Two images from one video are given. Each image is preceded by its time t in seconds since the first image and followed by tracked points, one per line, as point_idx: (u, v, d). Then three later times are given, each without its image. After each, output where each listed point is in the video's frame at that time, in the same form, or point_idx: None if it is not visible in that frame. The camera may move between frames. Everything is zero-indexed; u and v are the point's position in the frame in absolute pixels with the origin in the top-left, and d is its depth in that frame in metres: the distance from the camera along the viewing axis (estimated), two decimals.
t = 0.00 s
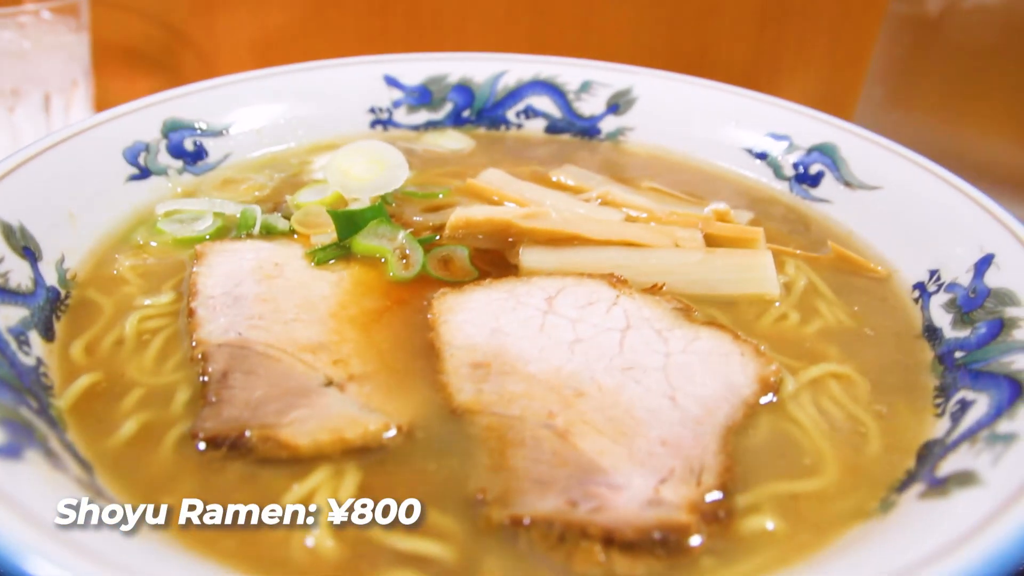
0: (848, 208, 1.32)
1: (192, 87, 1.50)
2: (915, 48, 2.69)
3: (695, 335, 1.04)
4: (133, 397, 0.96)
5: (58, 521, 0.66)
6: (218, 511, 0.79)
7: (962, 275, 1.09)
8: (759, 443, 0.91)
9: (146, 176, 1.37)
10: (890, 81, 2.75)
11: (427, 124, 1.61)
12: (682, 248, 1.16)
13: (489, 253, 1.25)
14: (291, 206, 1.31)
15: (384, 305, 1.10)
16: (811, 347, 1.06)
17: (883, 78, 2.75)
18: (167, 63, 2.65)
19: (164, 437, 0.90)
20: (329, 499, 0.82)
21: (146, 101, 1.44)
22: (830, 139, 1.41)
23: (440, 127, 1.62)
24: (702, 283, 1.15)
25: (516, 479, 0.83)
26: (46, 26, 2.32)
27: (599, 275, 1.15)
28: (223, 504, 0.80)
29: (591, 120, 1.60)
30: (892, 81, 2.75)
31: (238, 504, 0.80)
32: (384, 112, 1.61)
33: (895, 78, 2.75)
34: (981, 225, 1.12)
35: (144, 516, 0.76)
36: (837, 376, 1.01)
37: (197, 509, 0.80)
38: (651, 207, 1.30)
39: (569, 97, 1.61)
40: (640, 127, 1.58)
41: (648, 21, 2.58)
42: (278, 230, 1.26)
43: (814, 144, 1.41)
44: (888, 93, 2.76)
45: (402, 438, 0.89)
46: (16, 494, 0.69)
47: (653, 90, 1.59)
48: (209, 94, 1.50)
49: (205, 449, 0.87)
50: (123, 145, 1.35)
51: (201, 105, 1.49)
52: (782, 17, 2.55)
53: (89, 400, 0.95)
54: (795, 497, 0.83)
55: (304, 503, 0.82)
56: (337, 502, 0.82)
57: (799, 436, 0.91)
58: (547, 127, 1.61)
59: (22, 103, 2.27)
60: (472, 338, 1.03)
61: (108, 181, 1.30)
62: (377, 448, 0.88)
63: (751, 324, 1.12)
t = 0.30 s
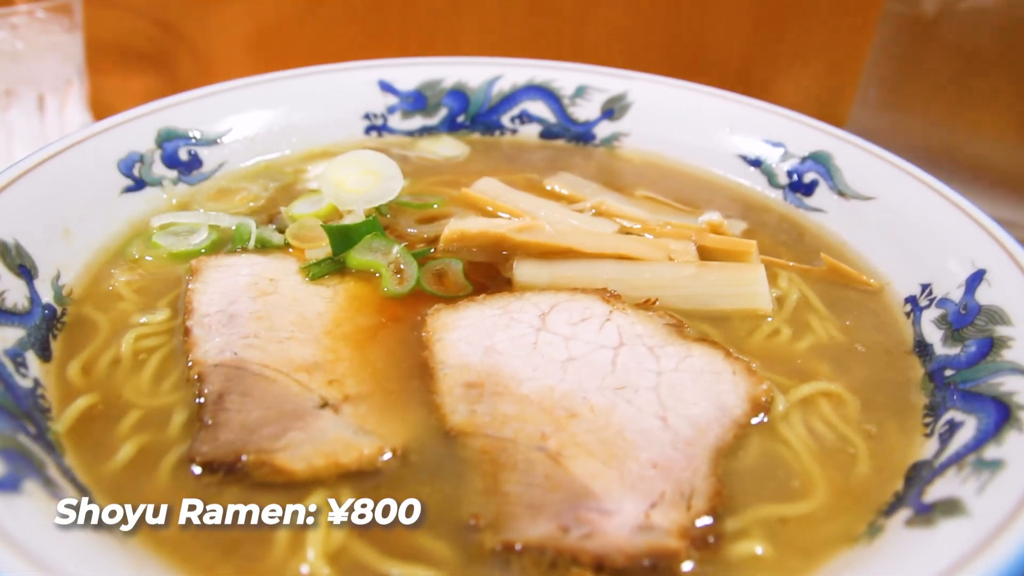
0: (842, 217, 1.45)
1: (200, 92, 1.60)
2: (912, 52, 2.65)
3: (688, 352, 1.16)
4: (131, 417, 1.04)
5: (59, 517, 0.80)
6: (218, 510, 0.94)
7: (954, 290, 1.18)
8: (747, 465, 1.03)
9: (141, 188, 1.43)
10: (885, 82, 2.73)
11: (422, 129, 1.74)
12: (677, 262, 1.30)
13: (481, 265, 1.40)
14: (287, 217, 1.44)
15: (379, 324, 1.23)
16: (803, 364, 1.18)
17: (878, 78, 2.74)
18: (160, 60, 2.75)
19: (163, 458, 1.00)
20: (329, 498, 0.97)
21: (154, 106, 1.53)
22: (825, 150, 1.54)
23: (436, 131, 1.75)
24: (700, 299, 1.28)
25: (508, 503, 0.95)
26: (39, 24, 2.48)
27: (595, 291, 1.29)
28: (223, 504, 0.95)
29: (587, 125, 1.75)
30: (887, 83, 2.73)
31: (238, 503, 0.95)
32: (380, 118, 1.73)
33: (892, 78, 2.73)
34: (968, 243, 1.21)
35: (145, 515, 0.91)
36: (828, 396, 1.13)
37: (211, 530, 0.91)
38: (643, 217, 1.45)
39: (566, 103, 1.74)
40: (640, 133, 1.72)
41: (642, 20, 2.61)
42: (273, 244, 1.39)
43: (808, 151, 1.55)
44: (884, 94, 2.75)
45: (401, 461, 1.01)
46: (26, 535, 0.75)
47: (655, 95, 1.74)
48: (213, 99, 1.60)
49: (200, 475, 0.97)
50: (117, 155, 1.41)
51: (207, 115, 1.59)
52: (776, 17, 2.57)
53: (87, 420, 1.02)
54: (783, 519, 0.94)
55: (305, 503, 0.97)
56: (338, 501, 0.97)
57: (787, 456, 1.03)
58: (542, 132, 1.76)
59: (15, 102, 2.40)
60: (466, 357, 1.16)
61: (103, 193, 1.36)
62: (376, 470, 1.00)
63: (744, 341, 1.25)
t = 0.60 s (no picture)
0: (834, 223, 1.56)
1: (206, 95, 1.75)
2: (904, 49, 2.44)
3: (683, 368, 1.25)
4: (128, 436, 1.12)
5: (58, 517, 0.90)
6: (219, 510, 1.03)
7: (945, 304, 1.25)
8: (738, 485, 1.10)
9: (135, 197, 1.54)
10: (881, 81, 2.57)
11: (415, 133, 1.88)
12: (669, 275, 1.41)
13: (477, 275, 1.50)
14: (282, 227, 1.57)
15: (374, 339, 1.32)
16: (794, 379, 1.28)
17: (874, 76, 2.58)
18: (153, 56, 2.77)
19: (161, 484, 1.07)
20: (330, 497, 1.06)
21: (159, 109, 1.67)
22: (820, 157, 1.64)
23: (429, 134, 1.88)
24: (693, 312, 1.39)
25: (501, 524, 1.00)
26: (33, 23, 2.68)
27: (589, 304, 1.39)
28: (224, 502, 1.04)
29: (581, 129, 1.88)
30: (882, 81, 2.56)
31: (239, 502, 1.04)
32: (374, 123, 1.87)
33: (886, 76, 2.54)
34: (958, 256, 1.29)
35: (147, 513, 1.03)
36: (819, 413, 1.21)
37: (211, 554, 0.97)
38: (638, 227, 1.59)
39: (561, 108, 1.87)
40: (637, 139, 1.85)
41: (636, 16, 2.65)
42: (267, 256, 1.50)
43: (806, 159, 1.64)
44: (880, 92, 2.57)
45: (395, 482, 1.07)
46: (34, 569, 0.78)
47: (655, 102, 1.86)
48: (218, 102, 1.74)
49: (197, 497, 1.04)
50: (111, 165, 1.52)
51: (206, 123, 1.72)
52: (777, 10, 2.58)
53: (86, 438, 1.10)
54: (773, 540, 1.01)
55: (305, 502, 1.05)
56: (338, 501, 1.06)
57: (776, 476, 1.11)
58: (537, 135, 1.90)
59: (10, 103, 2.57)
60: (459, 376, 1.23)
61: (98, 204, 1.47)
62: (373, 491, 1.07)
63: (736, 354, 1.35)
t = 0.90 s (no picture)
0: (828, 226, 1.77)
1: (227, 92, 2.01)
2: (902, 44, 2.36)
3: (673, 384, 1.41)
4: (126, 451, 1.28)
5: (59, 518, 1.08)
6: (218, 510, 1.19)
7: (937, 316, 1.43)
8: (727, 501, 1.26)
9: (130, 207, 1.75)
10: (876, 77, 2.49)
11: (411, 135, 2.14)
12: (663, 287, 1.59)
13: (473, 284, 1.69)
14: (277, 235, 1.75)
15: (368, 351, 1.50)
16: (786, 392, 1.45)
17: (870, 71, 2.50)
18: (146, 50, 2.86)
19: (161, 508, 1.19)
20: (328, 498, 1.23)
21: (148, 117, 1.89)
22: (815, 162, 1.85)
23: (424, 135, 2.15)
24: (688, 323, 1.57)
25: (495, 542, 1.14)
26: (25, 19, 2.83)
27: (581, 316, 1.56)
28: (223, 503, 1.21)
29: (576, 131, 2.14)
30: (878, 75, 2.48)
31: (239, 502, 1.21)
32: (368, 126, 2.13)
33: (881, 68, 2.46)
34: (949, 267, 1.46)
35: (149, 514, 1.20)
36: (810, 426, 1.37)
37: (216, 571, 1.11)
38: (631, 233, 1.80)
39: (555, 111, 2.14)
40: (633, 141, 2.10)
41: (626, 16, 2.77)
42: (261, 266, 1.70)
43: (800, 166, 1.85)
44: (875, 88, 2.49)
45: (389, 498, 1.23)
46: None
47: (655, 106, 2.10)
48: (237, 101, 2.01)
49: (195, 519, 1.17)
50: (106, 176, 1.71)
51: (196, 137, 1.93)
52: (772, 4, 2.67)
53: (83, 454, 1.25)
54: (761, 557, 1.14)
55: (305, 502, 1.22)
56: (337, 502, 1.22)
57: (765, 491, 1.27)
58: (531, 138, 2.16)
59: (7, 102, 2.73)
60: (455, 392, 1.39)
61: (93, 214, 1.66)
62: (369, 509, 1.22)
63: (728, 366, 1.53)
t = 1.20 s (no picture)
0: (822, 232, 1.81)
1: (231, 92, 2.05)
2: (900, 40, 2.36)
3: (668, 393, 1.44)
4: (123, 466, 1.31)
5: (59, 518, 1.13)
6: (219, 511, 1.23)
7: (927, 325, 1.46)
8: (719, 514, 1.29)
9: (126, 212, 1.77)
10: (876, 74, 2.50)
11: (406, 137, 2.18)
12: (658, 295, 1.62)
13: (467, 292, 1.72)
14: (272, 242, 1.78)
15: (364, 362, 1.52)
16: (777, 403, 1.48)
17: (869, 68, 2.51)
18: (143, 46, 2.86)
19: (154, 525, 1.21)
20: (327, 499, 1.27)
21: (153, 117, 1.92)
22: (811, 166, 1.88)
23: (419, 138, 2.19)
24: (681, 334, 1.59)
25: (488, 557, 1.16)
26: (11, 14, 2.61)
27: (575, 325, 1.58)
28: (223, 504, 1.24)
29: (571, 132, 2.19)
30: (877, 70, 2.48)
31: (239, 503, 1.25)
32: (363, 127, 2.16)
33: (879, 65, 2.46)
34: (939, 274, 1.50)
35: (146, 514, 1.23)
36: (801, 436, 1.41)
37: None
38: (627, 240, 1.85)
39: (551, 112, 2.18)
40: (627, 142, 2.14)
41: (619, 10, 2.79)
42: (257, 275, 1.71)
43: (795, 170, 1.90)
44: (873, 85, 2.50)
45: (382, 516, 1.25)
46: None
47: (652, 107, 2.14)
48: (241, 100, 2.04)
49: (191, 533, 1.19)
50: (101, 181, 1.73)
51: (196, 138, 1.95)
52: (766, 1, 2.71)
53: (80, 469, 1.28)
54: (751, 572, 1.18)
55: (305, 503, 1.26)
56: (337, 503, 1.27)
57: (756, 504, 1.30)
58: (527, 139, 2.21)
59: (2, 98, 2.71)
60: (449, 405, 1.41)
61: (90, 221, 1.68)
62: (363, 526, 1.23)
63: (721, 376, 1.56)
